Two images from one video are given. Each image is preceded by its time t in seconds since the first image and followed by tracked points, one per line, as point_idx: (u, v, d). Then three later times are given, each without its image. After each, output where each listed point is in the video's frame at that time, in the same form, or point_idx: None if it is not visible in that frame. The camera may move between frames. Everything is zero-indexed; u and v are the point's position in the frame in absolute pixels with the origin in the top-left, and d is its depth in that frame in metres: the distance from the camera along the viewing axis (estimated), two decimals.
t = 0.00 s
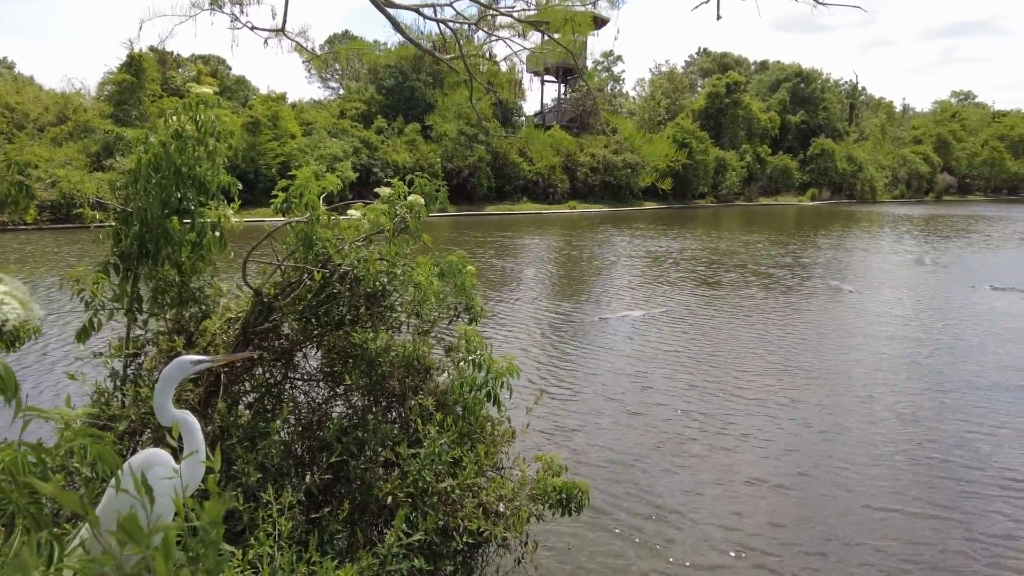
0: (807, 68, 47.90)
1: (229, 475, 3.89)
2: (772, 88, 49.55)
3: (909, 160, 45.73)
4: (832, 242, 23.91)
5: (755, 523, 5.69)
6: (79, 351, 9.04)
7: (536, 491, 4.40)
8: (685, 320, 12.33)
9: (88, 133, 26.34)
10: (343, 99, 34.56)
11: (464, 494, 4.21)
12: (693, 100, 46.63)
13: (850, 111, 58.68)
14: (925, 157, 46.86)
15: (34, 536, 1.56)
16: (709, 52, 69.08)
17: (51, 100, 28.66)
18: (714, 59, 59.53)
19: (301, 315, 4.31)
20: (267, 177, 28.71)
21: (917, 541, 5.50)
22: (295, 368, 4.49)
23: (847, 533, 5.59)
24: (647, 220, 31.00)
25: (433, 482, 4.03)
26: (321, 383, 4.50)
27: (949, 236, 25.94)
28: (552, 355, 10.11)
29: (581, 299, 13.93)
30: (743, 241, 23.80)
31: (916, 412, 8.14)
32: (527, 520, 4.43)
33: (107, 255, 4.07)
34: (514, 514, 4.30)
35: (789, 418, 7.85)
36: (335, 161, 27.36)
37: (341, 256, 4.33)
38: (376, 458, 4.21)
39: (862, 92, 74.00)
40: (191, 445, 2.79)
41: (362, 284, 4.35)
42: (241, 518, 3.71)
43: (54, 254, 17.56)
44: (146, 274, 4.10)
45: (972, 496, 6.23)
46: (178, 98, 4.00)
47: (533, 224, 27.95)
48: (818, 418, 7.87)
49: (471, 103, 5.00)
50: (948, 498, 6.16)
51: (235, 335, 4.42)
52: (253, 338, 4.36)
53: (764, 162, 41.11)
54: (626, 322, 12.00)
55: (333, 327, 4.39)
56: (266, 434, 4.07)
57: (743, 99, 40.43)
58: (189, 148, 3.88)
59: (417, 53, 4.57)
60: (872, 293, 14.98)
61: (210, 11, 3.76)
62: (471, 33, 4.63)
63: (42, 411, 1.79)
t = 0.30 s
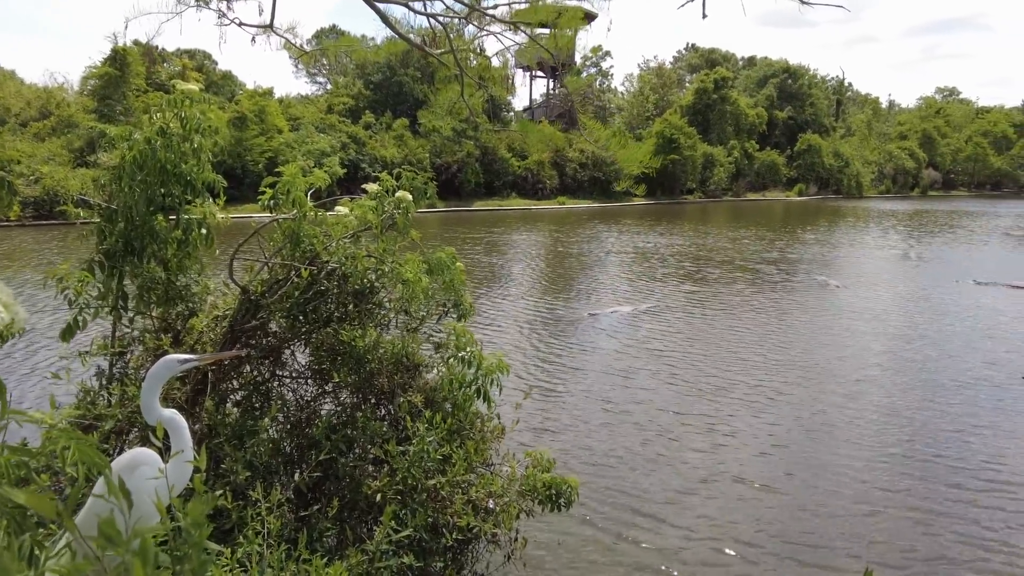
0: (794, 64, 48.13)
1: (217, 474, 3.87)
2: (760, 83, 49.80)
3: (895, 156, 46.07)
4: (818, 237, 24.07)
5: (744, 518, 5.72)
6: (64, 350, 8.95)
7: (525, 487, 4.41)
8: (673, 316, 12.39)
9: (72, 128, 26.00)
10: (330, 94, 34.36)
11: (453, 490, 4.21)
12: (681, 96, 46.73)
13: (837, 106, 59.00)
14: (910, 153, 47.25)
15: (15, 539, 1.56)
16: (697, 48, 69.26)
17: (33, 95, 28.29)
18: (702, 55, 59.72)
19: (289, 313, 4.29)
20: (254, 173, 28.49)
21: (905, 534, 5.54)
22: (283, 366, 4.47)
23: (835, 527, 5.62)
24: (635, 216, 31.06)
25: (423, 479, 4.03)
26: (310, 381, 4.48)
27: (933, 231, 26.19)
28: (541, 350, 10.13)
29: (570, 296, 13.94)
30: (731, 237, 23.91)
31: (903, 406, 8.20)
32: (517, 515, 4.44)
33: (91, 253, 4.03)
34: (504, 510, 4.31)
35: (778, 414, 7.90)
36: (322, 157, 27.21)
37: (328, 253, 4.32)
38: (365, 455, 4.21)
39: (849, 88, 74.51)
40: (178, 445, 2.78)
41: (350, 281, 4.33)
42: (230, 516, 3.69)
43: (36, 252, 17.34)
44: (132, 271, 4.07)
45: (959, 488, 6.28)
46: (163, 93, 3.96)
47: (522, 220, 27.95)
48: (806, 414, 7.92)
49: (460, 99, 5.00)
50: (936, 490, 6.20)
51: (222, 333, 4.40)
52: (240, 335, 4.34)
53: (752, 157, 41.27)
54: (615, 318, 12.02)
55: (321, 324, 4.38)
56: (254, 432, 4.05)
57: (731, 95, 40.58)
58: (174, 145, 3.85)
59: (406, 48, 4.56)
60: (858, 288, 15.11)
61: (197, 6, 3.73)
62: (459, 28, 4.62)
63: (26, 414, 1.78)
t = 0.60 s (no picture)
0: (783, 59, 48.31)
1: (205, 472, 3.85)
2: (748, 79, 49.95)
3: (882, 151, 46.36)
4: (807, 233, 24.21)
5: (733, 515, 5.73)
6: (50, 349, 8.88)
7: (515, 483, 4.42)
8: (663, 311, 12.44)
9: (56, 123, 25.70)
10: (319, 89, 34.15)
11: (443, 487, 4.20)
12: (670, 91, 46.79)
13: (825, 101, 59.26)
14: (897, 148, 47.59)
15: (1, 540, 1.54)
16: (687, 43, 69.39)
17: (17, 90, 27.93)
18: (692, 50, 59.85)
19: (277, 310, 4.27)
20: (242, 169, 28.30)
21: (893, 529, 5.57)
22: (272, 363, 4.46)
23: (823, 523, 5.65)
24: (625, 211, 31.12)
25: (413, 475, 4.03)
26: (299, 378, 4.47)
27: (919, 226, 26.41)
28: (531, 346, 10.15)
29: (559, 292, 13.95)
30: (720, 232, 24.00)
31: (891, 401, 8.25)
32: (507, 511, 4.44)
33: (76, 251, 3.99)
34: (494, 505, 4.31)
35: (767, 410, 7.92)
36: (311, 152, 27.07)
37: (316, 250, 4.30)
38: (354, 452, 4.20)
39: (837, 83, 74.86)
40: (166, 443, 2.76)
41: (338, 278, 4.32)
42: (219, 515, 3.68)
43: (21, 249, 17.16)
44: (118, 269, 4.03)
45: (946, 483, 6.32)
46: (147, 88, 3.92)
47: (512, 216, 27.93)
48: (794, 409, 7.97)
49: (450, 94, 4.99)
50: (921, 484, 6.26)
51: (209, 330, 4.37)
52: (228, 333, 4.31)
53: (741, 152, 41.40)
54: (605, 314, 12.05)
55: (310, 321, 4.36)
56: (243, 430, 4.04)
57: (720, 90, 40.71)
58: (160, 141, 3.81)
59: (397, 44, 4.54)
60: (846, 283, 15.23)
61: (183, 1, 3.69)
62: (450, 23, 4.61)
63: (9, 414, 1.75)
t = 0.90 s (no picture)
0: (772, 53, 48.44)
1: (194, 469, 3.83)
2: (738, 73, 50.06)
3: (870, 146, 46.63)
4: (795, 227, 24.34)
5: (723, 511, 5.75)
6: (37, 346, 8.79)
7: (506, 478, 4.44)
8: (653, 306, 12.49)
9: (40, 116, 25.37)
10: (307, 83, 33.93)
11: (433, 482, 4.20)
12: (660, 86, 46.82)
13: (814, 96, 59.47)
14: (885, 143, 47.89)
15: None
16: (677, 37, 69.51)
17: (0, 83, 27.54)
18: (681, 44, 59.93)
19: (266, 306, 4.25)
20: (229, 163, 28.07)
21: (880, 523, 5.62)
22: (261, 359, 4.44)
23: (813, 518, 5.68)
24: (615, 206, 31.16)
25: (403, 471, 4.03)
26: (288, 374, 4.46)
27: (906, 220, 26.60)
28: (521, 341, 10.16)
29: (549, 287, 13.97)
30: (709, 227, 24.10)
31: (878, 396, 8.31)
32: (497, 507, 4.46)
33: (61, 246, 3.95)
34: (485, 501, 4.32)
35: (757, 405, 7.96)
36: (299, 146, 26.90)
37: (304, 246, 4.29)
38: (344, 448, 4.20)
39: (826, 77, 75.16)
40: (154, 440, 2.74)
41: (327, 274, 4.31)
42: (208, 512, 3.66)
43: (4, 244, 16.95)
44: (105, 265, 4.00)
45: (933, 478, 6.37)
46: (132, 81, 3.88)
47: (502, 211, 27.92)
48: (782, 403, 8.04)
49: (440, 89, 4.98)
50: (907, 478, 6.34)
51: (198, 326, 4.34)
52: (217, 329, 4.28)
53: (730, 147, 41.51)
54: (595, 309, 12.07)
55: (299, 317, 4.35)
56: (232, 426, 4.02)
57: (710, 84, 40.80)
58: (145, 135, 3.77)
59: (387, 38, 4.53)
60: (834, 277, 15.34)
61: None
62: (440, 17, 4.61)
63: None
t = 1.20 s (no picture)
0: (760, 46, 48.53)
1: (181, 463, 3.83)
2: (726, 66, 50.16)
3: (857, 138, 46.87)
4: (783, 220, 24.46)
5: (712, 504, 5.77)
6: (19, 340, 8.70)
7: (494, 469, 4.45)
8: (641, 298, 12.53)
9: (22, 109, 25.00)
10: (294, 75, 33.64)
11: (422, 474, 4.21)
12: (649, 78, 46.82)
13: (802, 88, 59.59)
14: (871, 135, 48.18)
15: None
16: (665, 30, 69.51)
17: None
18: (670, 37, 59.93)
19: (252, 299, 4.23)
20: (215, 156, 27.81)
21: (865, 512, 5.70)
22: (248, 352, 4.42)
23: (800, 510, 5.71)
24: (605, 199, 31.17)
25: (392, 464, 4.04)
26: (276, 368, 4.45)
27: (892, 212, 26.79)
28: (510, 335, 10.17)
29: (538, 280, 13.97)
30: (698, 220, 24.17)
31: (865, 387, 8.36)
32: (486, 498, 4.48)
33: (44, 239, 3.91)
34: (473, 492, 4.34)
35: (744, 398, 7.99)
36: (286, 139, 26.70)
37: (291, 239, 4.27)
38: (333, 441, 4.20)
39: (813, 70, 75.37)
40: (139, 433, 2.74)
41: (314, 267, 4.30)
42: (196, 505, 3.65)
43: None
44: (89, 258, 3.96)
45: (920, 470, 6.42)
46: (115, 73, 3.84)
47: (491, 204, 27.87)
48: (769, 395, 8.10)
49: (429, 81, 4.97)
50: (892, 468, 6.41)
51: (184, 320, 4.31)
52: (203, 323, 4.25)
53: (719, 140, 41.60)
54: (584, 302, 12.09)
55: (285, 310, 4.33)
56: (220, 420, 4.02)
57: (698, 77, 40.84)
58: (129, 127, 3.74)
59: (375, 31, 4.50)
60: (821, 269, 15.43)
61: None
62: (428, 10, 4.59)
63: None
